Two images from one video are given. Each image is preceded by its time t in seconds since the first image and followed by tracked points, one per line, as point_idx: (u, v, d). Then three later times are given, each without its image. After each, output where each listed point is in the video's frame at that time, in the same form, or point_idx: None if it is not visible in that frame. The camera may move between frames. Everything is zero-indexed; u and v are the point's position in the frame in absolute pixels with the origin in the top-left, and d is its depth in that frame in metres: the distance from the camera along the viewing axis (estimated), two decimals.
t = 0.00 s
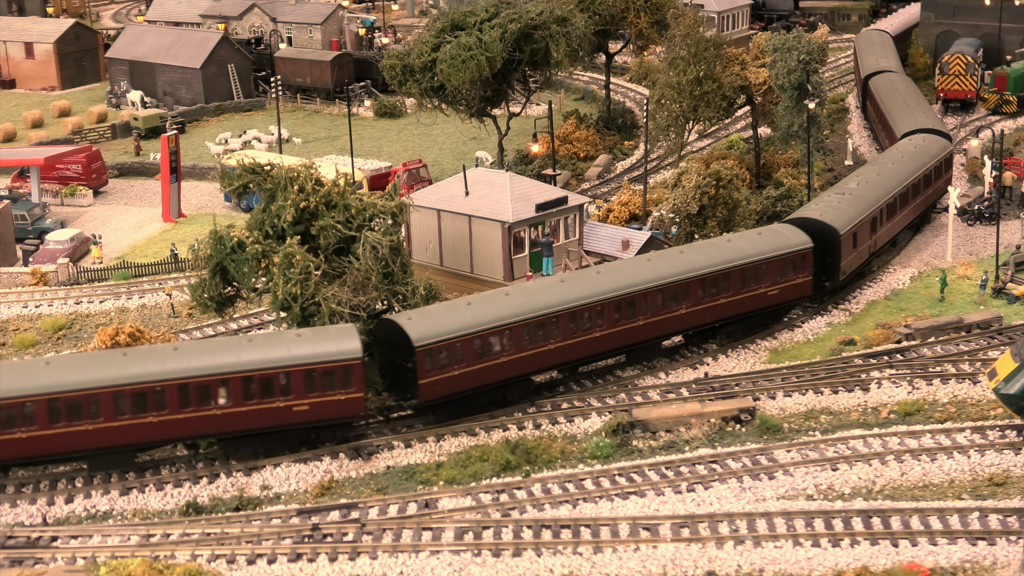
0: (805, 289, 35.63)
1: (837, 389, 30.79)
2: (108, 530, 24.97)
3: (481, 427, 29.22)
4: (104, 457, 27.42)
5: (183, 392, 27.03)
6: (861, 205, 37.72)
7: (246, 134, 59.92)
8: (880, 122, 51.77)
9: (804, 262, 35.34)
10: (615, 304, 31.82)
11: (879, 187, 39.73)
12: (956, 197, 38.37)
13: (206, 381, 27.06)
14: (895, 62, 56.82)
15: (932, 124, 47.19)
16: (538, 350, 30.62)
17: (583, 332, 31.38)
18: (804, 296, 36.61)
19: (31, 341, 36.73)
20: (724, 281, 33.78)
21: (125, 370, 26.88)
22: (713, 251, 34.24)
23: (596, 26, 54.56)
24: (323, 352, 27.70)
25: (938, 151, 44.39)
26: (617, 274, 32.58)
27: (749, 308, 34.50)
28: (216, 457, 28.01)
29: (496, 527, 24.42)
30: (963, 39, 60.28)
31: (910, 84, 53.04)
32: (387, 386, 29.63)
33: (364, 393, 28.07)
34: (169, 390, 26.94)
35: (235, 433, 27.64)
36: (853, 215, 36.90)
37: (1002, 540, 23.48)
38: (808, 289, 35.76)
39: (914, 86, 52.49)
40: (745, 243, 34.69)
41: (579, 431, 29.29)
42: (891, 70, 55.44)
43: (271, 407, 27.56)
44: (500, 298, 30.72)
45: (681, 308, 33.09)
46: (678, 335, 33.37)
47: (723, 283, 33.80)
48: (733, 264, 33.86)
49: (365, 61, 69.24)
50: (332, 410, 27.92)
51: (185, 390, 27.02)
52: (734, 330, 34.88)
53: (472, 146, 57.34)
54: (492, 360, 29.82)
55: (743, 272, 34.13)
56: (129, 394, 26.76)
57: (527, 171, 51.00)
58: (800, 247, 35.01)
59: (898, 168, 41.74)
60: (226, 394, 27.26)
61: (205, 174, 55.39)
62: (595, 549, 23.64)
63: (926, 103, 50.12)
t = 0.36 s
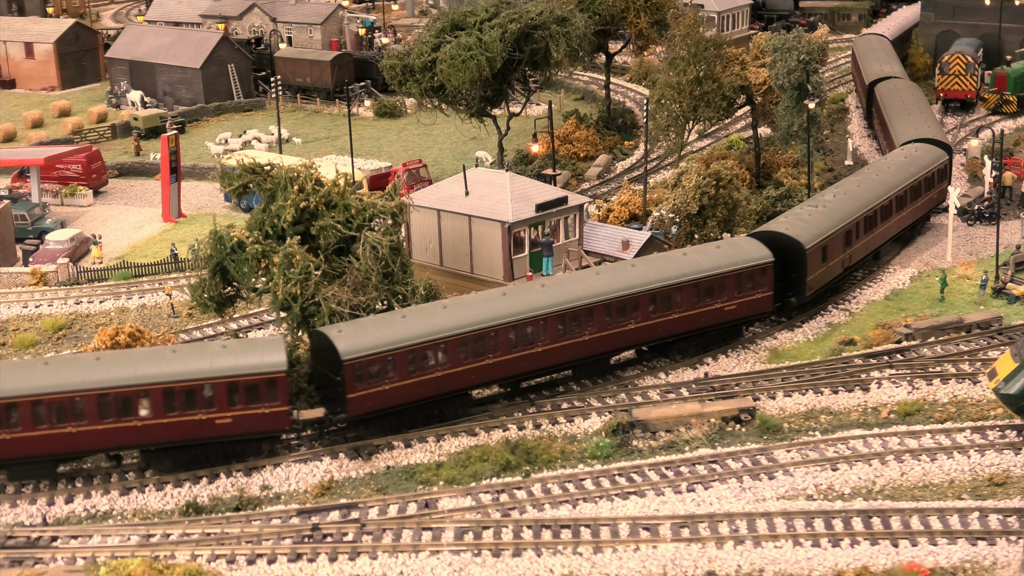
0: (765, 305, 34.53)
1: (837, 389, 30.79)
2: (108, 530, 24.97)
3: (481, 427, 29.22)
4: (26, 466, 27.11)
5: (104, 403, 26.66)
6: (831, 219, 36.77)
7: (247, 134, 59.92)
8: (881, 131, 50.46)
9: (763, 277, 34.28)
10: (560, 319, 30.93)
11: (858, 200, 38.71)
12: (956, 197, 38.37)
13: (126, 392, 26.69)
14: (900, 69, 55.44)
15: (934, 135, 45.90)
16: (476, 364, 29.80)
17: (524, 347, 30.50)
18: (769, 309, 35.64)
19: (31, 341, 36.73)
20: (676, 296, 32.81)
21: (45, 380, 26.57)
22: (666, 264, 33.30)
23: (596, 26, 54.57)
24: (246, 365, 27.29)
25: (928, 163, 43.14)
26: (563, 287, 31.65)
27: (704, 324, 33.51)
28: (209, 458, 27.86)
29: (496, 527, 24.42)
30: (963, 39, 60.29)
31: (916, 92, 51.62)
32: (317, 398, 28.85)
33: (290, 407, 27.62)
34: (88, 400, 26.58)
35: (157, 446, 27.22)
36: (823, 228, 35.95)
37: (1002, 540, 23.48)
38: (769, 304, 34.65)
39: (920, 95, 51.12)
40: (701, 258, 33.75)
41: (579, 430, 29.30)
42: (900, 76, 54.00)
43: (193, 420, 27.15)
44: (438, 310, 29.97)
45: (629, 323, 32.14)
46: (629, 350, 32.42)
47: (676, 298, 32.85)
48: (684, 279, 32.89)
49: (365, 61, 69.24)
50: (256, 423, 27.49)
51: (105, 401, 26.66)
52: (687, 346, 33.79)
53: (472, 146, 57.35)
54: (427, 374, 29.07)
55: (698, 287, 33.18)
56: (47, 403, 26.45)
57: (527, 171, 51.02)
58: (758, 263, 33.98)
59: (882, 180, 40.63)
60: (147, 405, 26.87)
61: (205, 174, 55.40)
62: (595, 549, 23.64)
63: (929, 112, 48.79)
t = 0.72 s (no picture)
0: (721, 319, 33.46)
1: (837, 389, 30.79)
2: (108, 530, 24.97)
3: (481, 427, 29.21)
4: None
5: (24, 412, 26.30)
6: (800, 231, 35.74)
7: (246, 134, 59.91)
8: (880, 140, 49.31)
9: (718, 290, 33.24)
10: (501, 333, 30.01)
11: (833, 212, 37.62)
12: (956, 197, 38.35)
13: (46, 402, 26.28)
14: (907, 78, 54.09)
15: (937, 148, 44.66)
16: (412, 378, 28.97)
17: (462, 360, 29.62)
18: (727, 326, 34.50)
19: (31, 341, 36.73)
20: (624, 309, 31.79)
21: None
22: (617, 276, 32.32)
23: (596, 26, 54.58)
24: (169, 376, 26.70)
25: (915, 176, 41.84)
26: (507, 300, 30.71)
27: (656, 338, 32.49)
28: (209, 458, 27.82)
29: (496, 527, 24.42)
30: (963, 39, 60.28)
31: (920, 102, 50.27)
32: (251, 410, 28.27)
33: (214, 419, 27.00)
34: (8, 409, 26.24)
35: (80, 457, 26.81)
36: (789, 241, 34.92)
37: (1002, 540, 23.47)
38: (725, 319, 33.58)
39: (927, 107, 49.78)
40: (653, 270, 32.77)
41: (579, 431, 29.29)
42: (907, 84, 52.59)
43: (115, 431, 26.65)
44: (374, 322, 29.20)
45: (575, 338, 31.15)
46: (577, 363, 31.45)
47: (625, 311, 31.83)
48: (633, 292, 31.86)
49: (365, 61, 69.24)
50: (180, 436, 26.91)
51: (26, 410, 26.30)
52: (634, 360, 32.84)
53: (472, 146, 57.34)
54: (359, 387, 28.32)
55: (648, 300, 32.15)
56: None
57: (527, 172, 51.01)
58: (712, 275, 32.95)
59: (861, 193, 39.48)
60: (68, 415, 26.43)
61: (205, 174, 55.39)
62: (595, 549, 23.63)
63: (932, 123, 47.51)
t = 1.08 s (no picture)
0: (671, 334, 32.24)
1: (837, 389, 30.79)
2: (108, 530, 24.97)
3: (481, 427, 29.21)
4: None
5: None
6: (761, 245, 34.88)
7: (246, 134, 59.90)
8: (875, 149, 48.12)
9: (669, 304, 32.05)
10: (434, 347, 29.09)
11: (802, 225, 36.69)
12: (956, 197, 38.34)
13: None
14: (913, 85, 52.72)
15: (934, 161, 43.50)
16: (338, 393, 28.21)
17: (392, 374, 28.79)
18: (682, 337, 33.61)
19: (31, 341, 36.73)
20: (566, 323, 30.71)
21: None
22: (563, 289, 31.28)
23: (596, 26, 54.60)
24: (83, 388, 26.25)
25: (898, 189, 40.63)
26: (444, 312, 29.78)
27: (601, 352, 31.38)
28: (213, 457, 27.81)
29: (496, 527, 24.42)
30: (963, 39, 60.26)
31: (924, 109, 48.87)
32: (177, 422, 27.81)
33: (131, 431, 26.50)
34: None
35: None
36: (749, 256, 34.06)
37: (1002, 540, 23.48)
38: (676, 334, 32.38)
39: (931, 115, 48.40)
40: (599, 283, 31.68)
41: (579, 431, 29.29)
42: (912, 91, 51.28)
43: (31, 442, 26.28)
44: (301, 334, 28.48)
45: (512, 352, 30.13)
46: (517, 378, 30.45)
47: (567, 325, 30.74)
48: (575, 305, 30.78)
49: (365, 61, 69.23)
50: (96, 447, 26.46)
51: None
52: (578, 375, 31.70)
53: (472, 146, 57.34)
54: (280, 402, 27.64)
55: (591, 314, 31.03)
56: None
57: (527, 172, 51.02)
58: (660, 289, 31.77)
59: (836, 205, 38.45)
60: None
61: (205, 174, 55.38)
62: (595, 549, 23.64)
63: (932, 133, 46.26)
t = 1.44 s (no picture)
0: (614, 348, 31.21)
1: (837, 389, 30.79)
2: (108, 530, 24.97)
3: (481, 427, 29.21)
4: None
5: None
6: (719, 258, 33.85)
7: (246, 134, 59.89)
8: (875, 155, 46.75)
9: (612, 318, 30.98)
10: (360, 361, 28.37)
11: (767, 238, 35.57)
12: (956, 197, 38.34)
13: None
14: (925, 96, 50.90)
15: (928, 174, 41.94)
16: (259, 406, 27.65)
17: (318, 388, 28.13)
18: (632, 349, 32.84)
19: (31, 341, 36.73)
20: (502, 336, 29.77)
21: None
22: (502, 301, 30.37)
23: (596, 26, 54.62)
24: None
25: (879, 201, 39.18)
26: (375, 324, 29.04)
27: (539, 367, 30.41)
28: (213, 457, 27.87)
29: (496, 527, 24.42)
30: (963, 39, 60.26)
31: (925, 120, 47.16)
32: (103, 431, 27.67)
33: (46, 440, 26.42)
34: None
35: None
36: (703, 271, 33.03)
37: (1002, 540, 23.47)
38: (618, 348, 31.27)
39: (933, 126, 46.71)
40: (538, 295, 30.72)
41: (579, 431, 29.29)
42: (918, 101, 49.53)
43: None
44: (224, 346, 27.96)
45: (444, 365, 29.26)
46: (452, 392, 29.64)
47: (503, 339, 29.82)
48: (511, 318, 29.83)
49: (365, 61, 69.23)
50: (10, 457, 26.38)
51: None
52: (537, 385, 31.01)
53: (472, 146, 57.33)
54: (200, 415, 27.17)
55: (528, 327, 30.06)
56: None
57: (528, 171, 51.02)
58: (601, 303, 30.71)
59: (808, 218, 37.23)
60: None
61: (205, 174, 55.38)
62: (595, 549, 23.64)
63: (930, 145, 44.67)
